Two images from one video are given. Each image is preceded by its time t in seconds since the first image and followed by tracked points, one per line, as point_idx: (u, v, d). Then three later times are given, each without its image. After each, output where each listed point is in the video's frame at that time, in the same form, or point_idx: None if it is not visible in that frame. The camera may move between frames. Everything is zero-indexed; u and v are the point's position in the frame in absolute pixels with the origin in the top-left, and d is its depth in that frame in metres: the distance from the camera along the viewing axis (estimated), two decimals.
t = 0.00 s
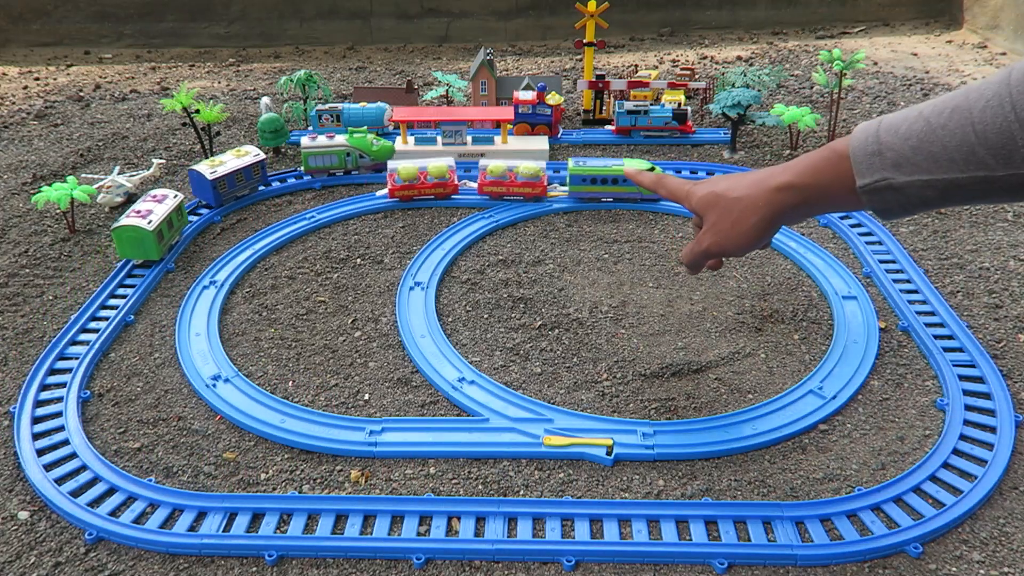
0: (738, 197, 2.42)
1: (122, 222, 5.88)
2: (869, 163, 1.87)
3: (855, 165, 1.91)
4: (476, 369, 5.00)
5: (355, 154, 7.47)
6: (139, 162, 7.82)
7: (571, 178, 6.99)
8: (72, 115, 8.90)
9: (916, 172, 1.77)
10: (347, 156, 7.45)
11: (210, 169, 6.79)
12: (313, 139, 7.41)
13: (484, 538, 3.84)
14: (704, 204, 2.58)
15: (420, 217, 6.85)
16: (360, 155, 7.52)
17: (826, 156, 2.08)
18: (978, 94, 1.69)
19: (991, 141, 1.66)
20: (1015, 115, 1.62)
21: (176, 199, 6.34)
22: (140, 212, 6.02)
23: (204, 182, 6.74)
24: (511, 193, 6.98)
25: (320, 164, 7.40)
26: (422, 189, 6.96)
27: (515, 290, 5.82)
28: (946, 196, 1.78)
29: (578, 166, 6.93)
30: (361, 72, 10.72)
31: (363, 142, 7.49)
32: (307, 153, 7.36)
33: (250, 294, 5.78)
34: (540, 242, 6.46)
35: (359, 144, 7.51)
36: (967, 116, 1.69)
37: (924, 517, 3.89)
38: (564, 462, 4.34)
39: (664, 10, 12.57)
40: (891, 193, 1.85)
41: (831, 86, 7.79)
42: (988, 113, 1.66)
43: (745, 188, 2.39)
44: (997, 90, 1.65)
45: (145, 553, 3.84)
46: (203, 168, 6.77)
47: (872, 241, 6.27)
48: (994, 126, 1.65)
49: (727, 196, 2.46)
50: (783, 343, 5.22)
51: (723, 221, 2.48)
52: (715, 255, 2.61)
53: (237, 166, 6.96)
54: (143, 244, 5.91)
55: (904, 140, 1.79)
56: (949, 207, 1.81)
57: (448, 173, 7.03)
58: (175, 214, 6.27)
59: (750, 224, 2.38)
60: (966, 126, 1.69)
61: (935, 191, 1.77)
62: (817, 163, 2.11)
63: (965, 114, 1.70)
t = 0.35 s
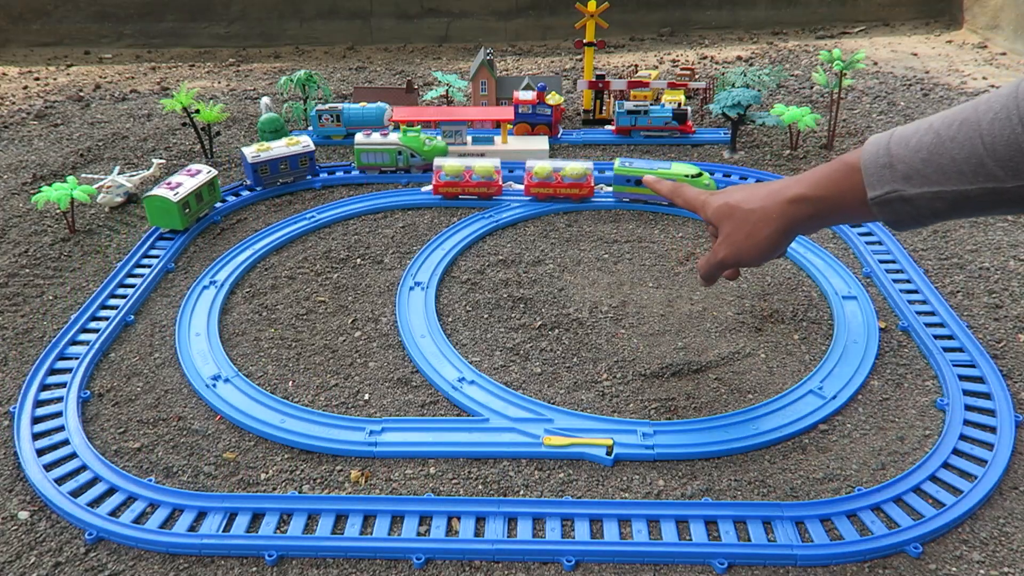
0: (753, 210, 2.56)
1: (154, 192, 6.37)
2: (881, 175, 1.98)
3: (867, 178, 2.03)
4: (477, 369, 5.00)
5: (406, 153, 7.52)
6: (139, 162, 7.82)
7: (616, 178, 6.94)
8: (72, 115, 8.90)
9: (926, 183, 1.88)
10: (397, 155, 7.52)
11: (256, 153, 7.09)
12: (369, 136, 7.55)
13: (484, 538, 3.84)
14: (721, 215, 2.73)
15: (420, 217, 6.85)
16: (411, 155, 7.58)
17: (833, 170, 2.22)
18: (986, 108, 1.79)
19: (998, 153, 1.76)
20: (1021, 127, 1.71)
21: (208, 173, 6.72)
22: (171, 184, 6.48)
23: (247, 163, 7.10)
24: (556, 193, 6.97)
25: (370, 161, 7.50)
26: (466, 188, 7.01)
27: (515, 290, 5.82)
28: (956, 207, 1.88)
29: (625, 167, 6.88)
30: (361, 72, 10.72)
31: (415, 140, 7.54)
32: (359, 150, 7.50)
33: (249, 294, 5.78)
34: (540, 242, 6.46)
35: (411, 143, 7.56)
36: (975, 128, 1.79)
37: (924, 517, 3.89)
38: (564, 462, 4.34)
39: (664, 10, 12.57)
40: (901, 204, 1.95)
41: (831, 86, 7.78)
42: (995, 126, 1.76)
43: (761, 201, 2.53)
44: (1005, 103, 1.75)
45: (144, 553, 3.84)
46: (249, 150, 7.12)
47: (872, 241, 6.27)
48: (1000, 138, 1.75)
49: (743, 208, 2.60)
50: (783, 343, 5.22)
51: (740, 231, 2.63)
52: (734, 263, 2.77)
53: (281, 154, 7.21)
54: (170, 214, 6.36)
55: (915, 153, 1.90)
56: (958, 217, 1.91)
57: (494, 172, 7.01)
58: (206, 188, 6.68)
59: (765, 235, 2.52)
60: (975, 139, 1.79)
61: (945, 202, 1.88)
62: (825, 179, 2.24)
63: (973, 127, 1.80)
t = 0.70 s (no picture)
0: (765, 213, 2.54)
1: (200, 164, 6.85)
2: (891, 179, 1.98)
3: (878, 181, 2.02)
4: (477, 369, 5.00)
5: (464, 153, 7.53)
6: (139, 162, 7.82)
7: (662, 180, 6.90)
8: (72, 115, 8.90)
9: (936, 188, 1.87)
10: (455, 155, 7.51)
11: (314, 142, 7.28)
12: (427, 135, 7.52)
13: (484, 538, 3.84)
14: (731, 218, 2.71)
15: (420, 217, 6.85)
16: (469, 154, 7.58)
17: (848, 174, 2.20)
18: (997, 111, 1.79)
19: (1009, 157, 1.76)
20: None
21: (257, 156, 7.07)
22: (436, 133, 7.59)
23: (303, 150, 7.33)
24: (602, 194, 6.95)
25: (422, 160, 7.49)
26: (512, 188, 6.98)
27: (515, 290, 5.82)
28: (967, 211, 1.88)
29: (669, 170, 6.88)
30: (361, 72, 10.72)
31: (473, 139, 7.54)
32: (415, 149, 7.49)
33: (250, 294, 5.78)
34: (540, 242, 6.46)
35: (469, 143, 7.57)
36: (986, 132, 1.79)
37: (924, 517, 3.89)
38: (564, 462, 4.34)
39: (664, 10, 12.57)
40: (912, 208, 1.95)
41: (831, 86, 7.78)
42: (1006, 130, 1.75)
43: (772, 205, 2.51)
44: (1017, 107, 1.75)
45: (144, 553, 3.84)
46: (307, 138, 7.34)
47: (872, 241, 6.27)
48: (1012, 143, 1.75)
49: (755, 212, 2.58)
50: (783, 343, 5.22)
51: (751, 234, 2.60)
52: (744, 266, 2.76)
53: (335, 145, 7.36)
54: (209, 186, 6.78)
55: (925, 157, 1.89)
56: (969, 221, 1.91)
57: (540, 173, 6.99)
58: (250, 170, 7.02)
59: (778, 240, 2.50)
60: (985, 142, 1.79)
61: (957, 207, 1.88)
62: (840, 182, 2.22)
63: (984, 130, 1.80)
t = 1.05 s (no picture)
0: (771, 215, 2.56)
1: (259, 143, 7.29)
2: (898, 180, 1.98)
3: (885, 183, 2.02)
4: (476, 369, 5.00)
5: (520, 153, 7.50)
6: (139, 162, 7.82)
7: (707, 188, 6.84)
8: (72, 115, 8.90)
9: (944, 189, 1.88)
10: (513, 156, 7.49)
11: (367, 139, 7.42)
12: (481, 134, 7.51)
13: (484, 538, 3.84)
14: (740, 220, 2.73)
15: (420, 217, 6.85)
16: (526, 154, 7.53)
17: (850, 176, 2.21)
18: (1004, 112, 1.79)
19: (1017, 159, 1.76)
20: None
21: (307, 147, 7.27)
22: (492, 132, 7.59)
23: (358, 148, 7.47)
24: (647, 198, 6.87)
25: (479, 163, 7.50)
26: (557, 187, 6.97)
27: (515, 290, 5.82)
28: (975, 212, 1.88)
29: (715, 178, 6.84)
30: (361, 72, 10.72)
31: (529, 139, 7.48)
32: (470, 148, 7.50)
33: (250, 294, 5.78)
34: (540, 242, 6.46)
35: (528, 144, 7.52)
36: (994, 133, 1.79)
37: (924, 517, 3.89)
38: (564, 462, 4.34)
39: (664, 10, 12.57)
40: (919, 209, 1.95)
41: (831, 86, 7.78)
42: (1015, 131, 1.76)
43: (778, 206, 2.53)
44: None
45: (144, 553, 3.84)
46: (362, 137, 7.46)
47: (872, 241, 6.27)
48: (1020, 144, 1.75)
49: (761, 213, 2.60)
50: (783, 343, 5.22)
51: (758, 236, 2.63)
52: (753, 267, 2.78)
53: (390, 143, 7.43)
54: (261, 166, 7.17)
55: (933, 158, 1.90)
56: (976, 222, 1.92)
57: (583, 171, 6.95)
58: (300, 160, 7.26)
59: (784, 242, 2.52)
60: (993, 143, 1.79)
61: (963, 208, 1.88)
62: (842, 184, 2.23)
63: (992, 132, 1.80)
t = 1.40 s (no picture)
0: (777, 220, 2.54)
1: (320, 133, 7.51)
2: (910, 189, 1.97)
3: (896, 192, 2.02)
4: (477, 369, 5.00)
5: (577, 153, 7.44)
6: (139, 162, 7.82)
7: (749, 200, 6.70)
8: (72, 115, 8.89)
9: (956, 198, 1.87)
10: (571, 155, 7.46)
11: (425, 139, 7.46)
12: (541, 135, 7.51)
13: (484, 538, 3.84)
14: (743, 224, 2.70)
15: (420, 217, 6.85)
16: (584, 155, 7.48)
17: (867, 184, 2.19)
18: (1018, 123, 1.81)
19: None
20: None
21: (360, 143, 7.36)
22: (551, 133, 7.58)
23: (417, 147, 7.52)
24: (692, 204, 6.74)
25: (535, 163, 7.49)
26: (602, 189, 6.93)
27: (515, 290, 5.82)
28: (988, 222, 1.86)
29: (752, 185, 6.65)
30: (361, 72, 10.72)
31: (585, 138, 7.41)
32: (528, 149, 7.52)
33: (250, 294, 5.78)
34: (540, 242, 6.46)
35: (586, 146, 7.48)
36: (1008, 142, 1.80)
37: (924, 517, 3.89)
38: (564, 462, 4.34)
39: (664, 10, 12.57)
40: (931, 219, 1.94)
41: (831, 86, 7.78)
42: None
43: (786, 212, 2.50)
44: None
45: (145, 553, 3.84)
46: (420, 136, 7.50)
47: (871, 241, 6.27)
48: None
49: (768, 219, 2.57)
50: (783, 343, 5.22)
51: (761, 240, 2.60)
52: (752, 274, 2.74)
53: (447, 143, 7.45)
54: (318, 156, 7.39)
55: (945, 167, 1.90)
56: (987, 234, 1.90)
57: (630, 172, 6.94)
58: (352, 154, 7.39)
59: (787, 249, 2.49)
60: (1008, 152, 1.80)
61: (977, 217, 1.87)
62: (857, 191, 2.22)
63: (1007, 141, 1.81)
